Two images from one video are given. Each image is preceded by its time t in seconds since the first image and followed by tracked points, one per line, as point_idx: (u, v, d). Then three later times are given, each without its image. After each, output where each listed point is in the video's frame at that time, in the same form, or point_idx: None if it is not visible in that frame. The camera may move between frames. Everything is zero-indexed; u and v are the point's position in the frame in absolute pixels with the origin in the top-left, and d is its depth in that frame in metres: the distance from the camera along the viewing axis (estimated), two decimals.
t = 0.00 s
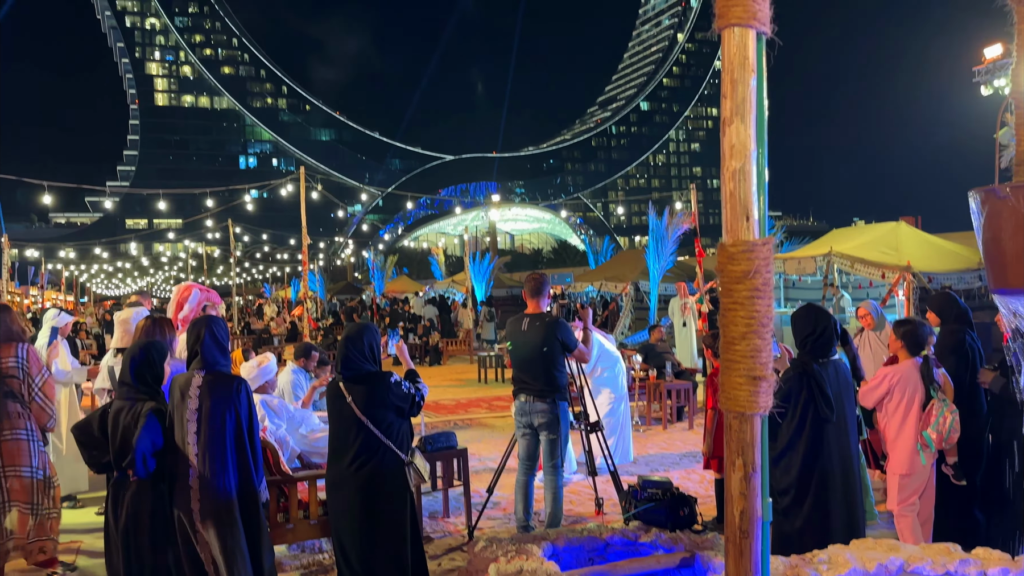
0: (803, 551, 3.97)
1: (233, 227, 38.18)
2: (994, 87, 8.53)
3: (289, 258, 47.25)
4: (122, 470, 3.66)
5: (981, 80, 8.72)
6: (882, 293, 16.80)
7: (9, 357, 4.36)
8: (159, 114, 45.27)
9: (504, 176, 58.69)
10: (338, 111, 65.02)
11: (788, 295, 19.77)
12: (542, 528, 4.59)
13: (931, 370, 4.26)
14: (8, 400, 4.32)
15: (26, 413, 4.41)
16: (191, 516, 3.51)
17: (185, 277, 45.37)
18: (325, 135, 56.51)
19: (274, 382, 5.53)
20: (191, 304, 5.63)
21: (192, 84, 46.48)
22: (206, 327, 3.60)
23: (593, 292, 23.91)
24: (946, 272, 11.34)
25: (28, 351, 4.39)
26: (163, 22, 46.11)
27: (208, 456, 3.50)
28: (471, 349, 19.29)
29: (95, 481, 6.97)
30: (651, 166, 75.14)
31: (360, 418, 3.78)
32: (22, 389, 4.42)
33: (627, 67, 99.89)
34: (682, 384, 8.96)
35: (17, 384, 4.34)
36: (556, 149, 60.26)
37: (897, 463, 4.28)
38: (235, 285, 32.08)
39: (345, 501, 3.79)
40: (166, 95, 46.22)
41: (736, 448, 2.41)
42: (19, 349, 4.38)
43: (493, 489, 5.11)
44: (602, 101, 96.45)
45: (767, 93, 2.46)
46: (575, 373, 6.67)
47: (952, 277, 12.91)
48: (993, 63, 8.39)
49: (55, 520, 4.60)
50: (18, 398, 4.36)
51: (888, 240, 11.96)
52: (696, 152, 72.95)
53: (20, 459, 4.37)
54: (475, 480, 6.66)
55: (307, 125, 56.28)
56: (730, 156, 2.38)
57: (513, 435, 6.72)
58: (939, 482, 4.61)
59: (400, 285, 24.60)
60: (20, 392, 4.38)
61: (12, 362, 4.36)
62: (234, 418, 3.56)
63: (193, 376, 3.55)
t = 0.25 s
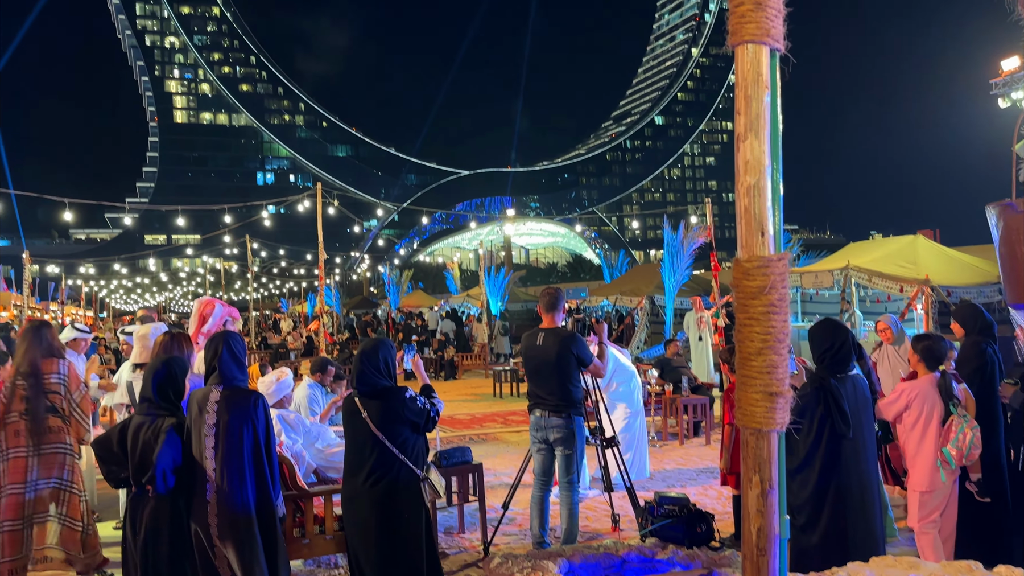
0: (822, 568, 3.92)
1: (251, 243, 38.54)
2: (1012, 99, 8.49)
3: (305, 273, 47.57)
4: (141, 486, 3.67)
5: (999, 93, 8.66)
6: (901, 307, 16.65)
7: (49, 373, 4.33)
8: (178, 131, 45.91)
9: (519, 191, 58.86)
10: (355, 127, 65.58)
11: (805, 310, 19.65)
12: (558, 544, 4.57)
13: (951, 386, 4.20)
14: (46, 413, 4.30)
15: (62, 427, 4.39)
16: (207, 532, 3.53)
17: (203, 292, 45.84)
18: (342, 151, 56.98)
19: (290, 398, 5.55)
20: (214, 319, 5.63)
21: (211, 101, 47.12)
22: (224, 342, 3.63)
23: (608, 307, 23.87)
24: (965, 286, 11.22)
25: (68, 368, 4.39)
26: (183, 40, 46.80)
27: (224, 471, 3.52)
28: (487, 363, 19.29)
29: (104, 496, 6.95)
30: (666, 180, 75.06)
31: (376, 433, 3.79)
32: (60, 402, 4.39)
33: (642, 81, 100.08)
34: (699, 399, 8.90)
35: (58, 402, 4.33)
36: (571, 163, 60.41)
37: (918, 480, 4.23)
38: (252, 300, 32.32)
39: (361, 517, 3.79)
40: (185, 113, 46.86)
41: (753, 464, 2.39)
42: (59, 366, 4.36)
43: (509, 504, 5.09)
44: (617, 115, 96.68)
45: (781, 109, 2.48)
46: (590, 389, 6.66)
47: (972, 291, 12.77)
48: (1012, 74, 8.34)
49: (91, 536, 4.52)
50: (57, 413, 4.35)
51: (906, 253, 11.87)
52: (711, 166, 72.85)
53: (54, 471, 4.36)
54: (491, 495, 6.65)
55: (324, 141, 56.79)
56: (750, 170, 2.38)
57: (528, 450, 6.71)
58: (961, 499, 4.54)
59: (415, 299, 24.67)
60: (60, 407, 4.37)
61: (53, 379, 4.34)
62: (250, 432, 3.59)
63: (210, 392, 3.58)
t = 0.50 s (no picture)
0: None
1: (266, 259, 38.84)
2: None
3: (320, 289, 47.83)
4: (158, 504, 3.68)
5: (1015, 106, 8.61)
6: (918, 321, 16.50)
7: (91, 387, 4.41)
8: (196, 149, 46.48)
9: (533, 206, 58.97)
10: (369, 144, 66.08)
11: (821, 325, 19.51)
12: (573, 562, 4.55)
13: (970, 402, 4.16)
14: (87, 425, 4.36)
15: (101, 440, 4.43)
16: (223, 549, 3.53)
17: (218, 308, 46.21)
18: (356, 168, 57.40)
19: (305, 413, 5.57)
20: (230, 335, 5.59)
21: (228, 119, 47.68)
22: (240, 359, 3.65)
23: (622, 321, 23.80)
24: (983, 301, 11.11)
25: (109, 382, 4.46)
26: (201, 59, 47.43)
27: (240, 487, 3.54)
28: (500, 378, 19.27)
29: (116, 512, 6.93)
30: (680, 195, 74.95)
31: (391, 449, 3.80)
32: (100, 416, 4.45)
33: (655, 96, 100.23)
34: (714, 415, 8.84)
35: (98, 415, 4.39)
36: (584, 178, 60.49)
37: (937, 497, 4.18)
38: (267, 316, 32.50)
39: (376, 533, 3.79)
40: (202, 130, 47.45)
41: (769, 482, 2.38)
42: (99, 380, 4.44)
43: (523, 522, 5.07)
44: (630, 130, 96.80)
45: (796, 126, 2.50)
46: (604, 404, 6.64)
47: (990, 305, 12.64)
48: None
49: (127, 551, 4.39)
50: (97, 425, 4.40)
51: (922, 267, 11.78)
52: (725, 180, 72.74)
53: (98, 482, 4.37)
54: (505, 512, 6.63)
55: (339, 157, 57.24)
56: (764, 187, 2.39)
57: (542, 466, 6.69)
58: (982, 517, 4.47)
59: (429, 314, 24.72)
60: (100, 420, 4.43)
61: (94, 393, 4.41)
62: (266, 448, 3.61)
63: (226, 408, 3.60)
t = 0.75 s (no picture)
0: None
1: (281, 275, 39.08)
2: None
3: (335, 305, 48.05)
4: (172, 521, 3.67)
5: None
6: (936, 335, 16.31)
7: (124, 402, 4.52)
8: (212, 166, 46.96)
9: (546, 221, 59.02)
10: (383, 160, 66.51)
11: (837, 339, 19.33)
12: None
13: (989, 418, 4.10)
14: (118, 440, 4.45)
15: (129, 456, 4.52)
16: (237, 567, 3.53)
17: (233, 324, 46.48)
18: (370, 184, 57.73)
19: (319, 429, 5.56)
20: (250, 350, 5.60)
21: (244, 137, 48.25)
22: (255, 375, 3.68)
23: (636, 336, 23.68)
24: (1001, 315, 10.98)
25: (141, 398, 4.56)
26: (217, 78, 47.96)
27: (255, 503, 3.55)
28: (514, 394, 19.22)
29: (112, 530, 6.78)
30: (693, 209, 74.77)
31: (405, 464, 3.81)
32: (131, 430, 4.56)
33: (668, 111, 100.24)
34: (730, 431, 8.77)
35: (130, 430, 4.48)
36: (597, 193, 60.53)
37: (956, 514, 4.14)
38: (282, 331, 32.65)
39: (390, 549, 3.78)
40: (218, 148, 47.95)
41: (788, 498, 2.37)
42: (132, 396, 4.55)
43: (537, 538, 5.05)
44: (643, 145, 96.85)
45: (810, 141, 2.53)
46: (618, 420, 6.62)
47: (1009, 319, 12.49)
48: None
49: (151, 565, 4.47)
50: (127, 440, 4.50)
51: (940, 282, 11.66)
52: (738, 195, 72.55)
53: (124, 497, 4.44)
54: (519, 528, 6.59)
55: (353, 174, 57.59)
56: (779, 203, 2.41)
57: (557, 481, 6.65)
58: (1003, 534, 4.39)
59: (443, 329, 24.73)
60: (130, 435, 4.52)
61: (126, 408, 4.52)
62: (282, 463, 3.63)
63: (243, 423, 3.63)
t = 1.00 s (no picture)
0: None
1: (294, 290, 39.29)
2: None
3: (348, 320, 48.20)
4: (184, 537, 3.67)
5: None
6: (954, 350, 16.13)
7: (146, 418, 4.66)
8: (227, 183, 47.42)
9: (558, 236, 59.08)
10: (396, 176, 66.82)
11: (853, 354, 19.17)
12: None
13: (1006, 433, 4.05)
14: (136, 453, 4.57)
15: (147, 470, 4.61)
16: None
17: (248, 339, 46.74)
18: (383, 199, 58.04)
19: (332, 444, 5.55)
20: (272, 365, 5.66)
21: (258, 154, 48.69)
22: (269, 392, 3.69)
23: (649, 351, 23.56)
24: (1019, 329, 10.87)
25: (163, 414, 4.69)
26: (232, 95, 48.49)
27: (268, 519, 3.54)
28: (527, 409, 19.16)
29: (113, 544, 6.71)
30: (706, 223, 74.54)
31: (418, 480, 3.80)
32: (151, 447, 4.65)
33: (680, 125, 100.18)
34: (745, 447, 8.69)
35: (149, 445, 4.60)
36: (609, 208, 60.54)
37: (974, 532, 4.07)
38: (295, 346, 32.74)
39: (402, 566, 3.76)
40: (233, 165, 48.42)
41: (805, 516, 2.34)
42: (154, 412, 4.69)
43: (550, 555, 5.01)
44: (655, 160, 96.81)
45: (823, 158, 2.56)
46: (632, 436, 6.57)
47: None
48: None
49: None
50: (146, 455, 4.59)
51: (956, 296, 11.56)
52: (751, 209, 72.33)
53: (140, 512, 4.53)
54: (533, 545, 6.56)
55: (366, 190, 57.92)
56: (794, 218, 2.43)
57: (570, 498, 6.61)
58: None
59: (455, 344, 24.72)
60: (149, 451, 4.63)
61: (147, 424, 4.65)
62: (295, 478, 3.63)
63: (256, 439, 3.63)
